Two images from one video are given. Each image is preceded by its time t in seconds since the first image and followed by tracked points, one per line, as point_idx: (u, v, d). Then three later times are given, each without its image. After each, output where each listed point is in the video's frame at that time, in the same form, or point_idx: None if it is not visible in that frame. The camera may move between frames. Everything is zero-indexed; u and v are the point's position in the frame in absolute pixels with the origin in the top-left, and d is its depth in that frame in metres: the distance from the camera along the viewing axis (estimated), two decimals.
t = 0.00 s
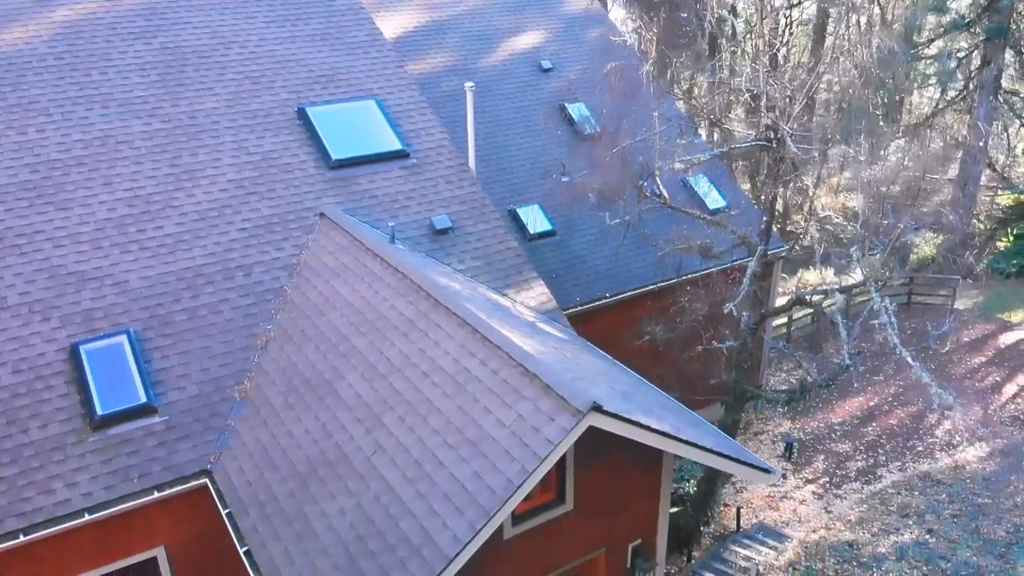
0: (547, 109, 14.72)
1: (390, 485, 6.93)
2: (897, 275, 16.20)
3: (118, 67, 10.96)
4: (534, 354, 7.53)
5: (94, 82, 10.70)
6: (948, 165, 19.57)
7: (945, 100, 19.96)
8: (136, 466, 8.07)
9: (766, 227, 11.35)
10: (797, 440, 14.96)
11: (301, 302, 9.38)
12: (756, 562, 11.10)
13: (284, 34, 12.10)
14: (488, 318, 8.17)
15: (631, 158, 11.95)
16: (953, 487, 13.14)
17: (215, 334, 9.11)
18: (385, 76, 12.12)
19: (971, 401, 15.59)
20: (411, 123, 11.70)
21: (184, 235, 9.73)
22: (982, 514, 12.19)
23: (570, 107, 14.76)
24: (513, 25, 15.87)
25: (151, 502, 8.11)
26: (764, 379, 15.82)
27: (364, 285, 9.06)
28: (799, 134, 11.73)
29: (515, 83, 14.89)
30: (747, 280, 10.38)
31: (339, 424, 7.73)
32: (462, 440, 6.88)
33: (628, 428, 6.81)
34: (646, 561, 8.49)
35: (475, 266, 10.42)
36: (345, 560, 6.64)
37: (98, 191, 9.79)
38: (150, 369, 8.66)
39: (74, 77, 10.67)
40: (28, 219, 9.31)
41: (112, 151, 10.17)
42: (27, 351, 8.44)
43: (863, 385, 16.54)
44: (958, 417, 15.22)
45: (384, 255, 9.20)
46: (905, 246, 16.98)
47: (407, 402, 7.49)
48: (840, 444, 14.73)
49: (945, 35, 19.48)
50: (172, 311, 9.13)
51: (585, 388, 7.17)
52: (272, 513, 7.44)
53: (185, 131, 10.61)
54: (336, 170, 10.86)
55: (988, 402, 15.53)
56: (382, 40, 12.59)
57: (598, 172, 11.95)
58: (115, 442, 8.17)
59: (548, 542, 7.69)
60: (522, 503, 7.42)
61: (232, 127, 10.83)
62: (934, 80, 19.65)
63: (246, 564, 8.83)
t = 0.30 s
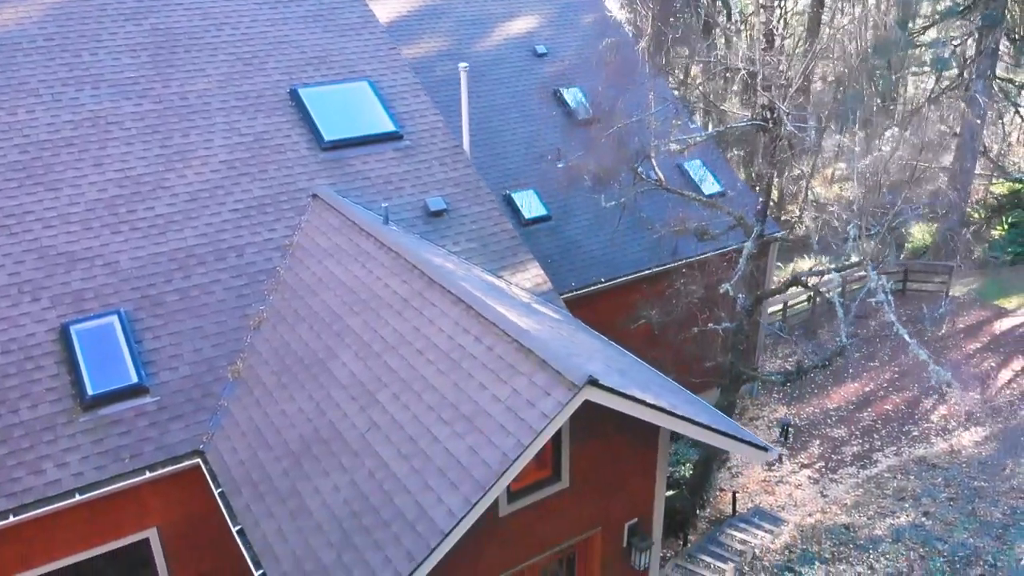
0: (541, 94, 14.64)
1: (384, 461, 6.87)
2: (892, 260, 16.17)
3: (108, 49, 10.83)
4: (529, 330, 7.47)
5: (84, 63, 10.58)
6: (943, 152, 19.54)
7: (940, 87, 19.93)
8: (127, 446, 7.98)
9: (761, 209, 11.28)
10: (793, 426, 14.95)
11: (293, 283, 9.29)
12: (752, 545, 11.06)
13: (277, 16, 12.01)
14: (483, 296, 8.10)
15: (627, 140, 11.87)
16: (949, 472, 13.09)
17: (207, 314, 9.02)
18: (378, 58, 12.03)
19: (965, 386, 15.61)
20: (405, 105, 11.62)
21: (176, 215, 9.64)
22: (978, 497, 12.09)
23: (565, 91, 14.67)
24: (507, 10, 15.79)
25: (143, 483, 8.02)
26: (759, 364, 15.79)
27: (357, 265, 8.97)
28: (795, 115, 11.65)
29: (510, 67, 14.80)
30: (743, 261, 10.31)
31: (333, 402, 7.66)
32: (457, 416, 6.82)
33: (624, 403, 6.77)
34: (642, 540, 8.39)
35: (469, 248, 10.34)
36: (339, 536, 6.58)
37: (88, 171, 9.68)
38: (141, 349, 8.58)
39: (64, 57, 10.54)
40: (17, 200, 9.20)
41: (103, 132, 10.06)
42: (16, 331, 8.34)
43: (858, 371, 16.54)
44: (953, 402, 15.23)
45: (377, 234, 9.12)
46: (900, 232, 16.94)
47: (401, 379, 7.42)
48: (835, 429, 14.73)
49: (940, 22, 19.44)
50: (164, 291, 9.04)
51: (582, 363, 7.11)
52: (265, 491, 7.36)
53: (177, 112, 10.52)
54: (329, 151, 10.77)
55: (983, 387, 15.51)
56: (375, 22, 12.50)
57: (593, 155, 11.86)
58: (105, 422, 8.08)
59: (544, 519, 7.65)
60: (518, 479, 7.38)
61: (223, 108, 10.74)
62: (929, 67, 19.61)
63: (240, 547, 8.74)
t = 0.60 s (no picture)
0: (536, 78, 14.56)
1: (379, 437, 6.80)
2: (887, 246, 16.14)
3: (98, 29, 10.72)
4: (525, 306, 7.40)
5: (74, 44, 10.46)
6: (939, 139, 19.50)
7: (935, 74, 19.88)
8: (118, 426, 7.89)
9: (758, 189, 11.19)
10: (789, 411, 14.95)
11: (286, 263, 9.19)
12: (748, 528, 11.26)
13: None
14: (478, 273, 8.02)
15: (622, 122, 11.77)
16: (945, 455, 13.05)
17: (199, 295, 8.93)
18: (371, 40, 11.96)
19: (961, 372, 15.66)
20: (398, 86, 11.54)
21: (167, 196, 9.56)
22: (974, 480, 11.98)
23: (560, 76, 14.59)
24: None
25: (134, 463, 7.94)
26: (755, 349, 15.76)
27: (350, 244, 8.86)
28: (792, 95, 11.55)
29: (504, 52, 14.71)
30: (739, 242, 10.20)
31: (327, 380, 7.58)
32: (452, 391, 6.76)
33: (621, 377, 6.70)
34: (639, 519, 8.34)
35: (464, 230, 10.26)
36: (334, 512, 6.51)
37: (78, 152, 9.58)
38: (132, 329, 8.49)
39: (53, 38, 10.42)
40: (6, 180, 9.08)
41: (93, 112, 9.96)
42: (6, 311, 8.23)
43: (854, 357, 16.55)
44: (949, 388, 15.25)
45: (371, 213, 9.02)
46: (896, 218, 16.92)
47: (395, 357, 7.35)
48: (831, 414, 14.76)
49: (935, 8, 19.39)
50: (155, 272, 8.95)
51: (578, 338, 7.04)
52: (257, 469, 7.28)
53: (168, 93, 10.42)
54: (321, 132, 10.68)
55: (978, 373, 15.52)
56: (368, 4, 12.41)
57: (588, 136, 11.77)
58: (96, 402, 7.99)
59: (540, 496, 7.60)
60: (513, 455, 7.33)
61: (215, 89, 10.64)
62: (925, 54, 19.55)
63: (234, 528, 8.68)
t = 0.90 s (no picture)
0: (531, 63, 14.48)
1: (373, 413, 6.72)
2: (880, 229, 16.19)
3: (88, 9, 10.61)
4: (519, 281, 7.32)
5: (63, 24, 10.33)
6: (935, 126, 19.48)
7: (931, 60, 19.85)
8: (109, 405, 7.80)
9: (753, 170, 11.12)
10: (785, 397, 14.99)
11: (279, 242, 9.10)
12: (744, 511, 11.34)
13: None
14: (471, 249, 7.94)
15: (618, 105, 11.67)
16: (941, 439, 13.00)
17: (190, 275, 8.85)
18: (364, 21, 11.90)
19: (956, 358, 15.69)
20: (391, 67, 11.47)
21: (158, 176, 9.48)
22: (971, 463, 11.87)
23: (555, 61, 14.52)
24: None
25: (125, 443, 7.83)
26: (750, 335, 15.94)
27: (343, 223, 8.76)
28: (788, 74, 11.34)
29: (499, 36, 14.62)
30: (736, 220, 10.24)
31: (320, 357, 7.50)
32: (447, 365, 6.69)
33: (616, 351, 6.63)
34: (635, 497, 8.28)
35: (458, 211, 10.19)
36: (327, 488, 6.43)
37: (68, 131, 9.46)
38: (123, 308, 8.41)
39: (42, 18, 10.29)
40: None
41: (83, 92, 9.84)
42: None
43: (850, 343, 16.55)
44: (944, 372, 15.26)
45: (363, 192, 8.92)
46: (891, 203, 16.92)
47: (390, 333, 7.27)
48: (828, 400, 14.78)
49: None
50: (146, 252, 8.86)
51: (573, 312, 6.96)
52: (250, 447, 7.19)
53: (158, 73, 10.32)
54: (314, 113, 10.59)
55: (974, 358, 15.55)
56: None
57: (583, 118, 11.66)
58: (87, 381, 7.89)
59: (535, 473, 7.55)
60: (508, 432, 7.26)
61: (206, 69, 10.55)
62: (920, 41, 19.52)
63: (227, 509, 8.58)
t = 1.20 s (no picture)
0: (526, 47, 14.38)
1: (367, 388, 6.65)
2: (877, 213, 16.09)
3: None
4: (514, 255, 7.21)
5: (52, 3, 10.20)
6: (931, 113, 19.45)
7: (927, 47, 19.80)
8: (100, 384, 7.70)
9: (751, 149, 11.02)
10: (781, 382, 14.99)
11: (271, 221, 9.00)
12: (742, 494, 11.23)
13: None
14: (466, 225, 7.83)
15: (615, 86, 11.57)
16: (938, 422, 12.97)
17: (182, 254, 8.76)
18: (357, 2, 11.84)
19: (953, 343, 15.66)
20: (384, 48, 11.41)
21: (149, 155, 9.38)
22: (968, 445, 11.82)
23: (550, 46, 14.43)
24: None
25: (116, 422, 7.73)
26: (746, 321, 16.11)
27: (336, 201, 8.65)
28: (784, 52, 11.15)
29: (494, 20, 14.52)
30: (734, 200, 10.30)
31: (313, 334, 7.41)
32: (442, 339, 6.61)
33: (612, 325, 6.54)
34: (631, 475, 8.20)
35: (453, 191, 10.10)
36: (321, 463, 6.36)
37: (57, 111, 9.34)
38: (113, 287, 8.31)
39: None
40: None
41: (72, 71, 9.71)
42: None
43: (846, 329, 16.53)
44: (940, 357, 15.24)
45: (357, 170, 8.80)
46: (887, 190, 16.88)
47: (384, 309, 7.17)
48: (825, 385, 14.78)
49: None
50: (137, 231, 8.77)
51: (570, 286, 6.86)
52: (243, 424, 7.11)
53: (149, 53, 10.22)
54: (306, 93, 10.49)
55: (969, 344, 15.56)
56: None
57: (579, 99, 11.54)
58: (77, 360, 7.79)
59: (530, 451, 7.49)
60: (503, 409, 7.19)
61: (197, 49, 10.46)
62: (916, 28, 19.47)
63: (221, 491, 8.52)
